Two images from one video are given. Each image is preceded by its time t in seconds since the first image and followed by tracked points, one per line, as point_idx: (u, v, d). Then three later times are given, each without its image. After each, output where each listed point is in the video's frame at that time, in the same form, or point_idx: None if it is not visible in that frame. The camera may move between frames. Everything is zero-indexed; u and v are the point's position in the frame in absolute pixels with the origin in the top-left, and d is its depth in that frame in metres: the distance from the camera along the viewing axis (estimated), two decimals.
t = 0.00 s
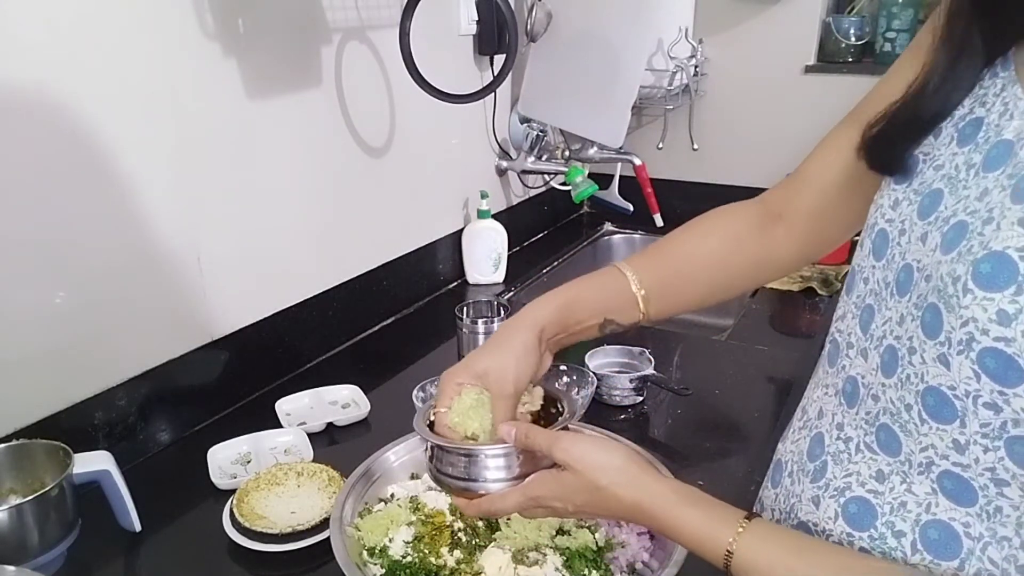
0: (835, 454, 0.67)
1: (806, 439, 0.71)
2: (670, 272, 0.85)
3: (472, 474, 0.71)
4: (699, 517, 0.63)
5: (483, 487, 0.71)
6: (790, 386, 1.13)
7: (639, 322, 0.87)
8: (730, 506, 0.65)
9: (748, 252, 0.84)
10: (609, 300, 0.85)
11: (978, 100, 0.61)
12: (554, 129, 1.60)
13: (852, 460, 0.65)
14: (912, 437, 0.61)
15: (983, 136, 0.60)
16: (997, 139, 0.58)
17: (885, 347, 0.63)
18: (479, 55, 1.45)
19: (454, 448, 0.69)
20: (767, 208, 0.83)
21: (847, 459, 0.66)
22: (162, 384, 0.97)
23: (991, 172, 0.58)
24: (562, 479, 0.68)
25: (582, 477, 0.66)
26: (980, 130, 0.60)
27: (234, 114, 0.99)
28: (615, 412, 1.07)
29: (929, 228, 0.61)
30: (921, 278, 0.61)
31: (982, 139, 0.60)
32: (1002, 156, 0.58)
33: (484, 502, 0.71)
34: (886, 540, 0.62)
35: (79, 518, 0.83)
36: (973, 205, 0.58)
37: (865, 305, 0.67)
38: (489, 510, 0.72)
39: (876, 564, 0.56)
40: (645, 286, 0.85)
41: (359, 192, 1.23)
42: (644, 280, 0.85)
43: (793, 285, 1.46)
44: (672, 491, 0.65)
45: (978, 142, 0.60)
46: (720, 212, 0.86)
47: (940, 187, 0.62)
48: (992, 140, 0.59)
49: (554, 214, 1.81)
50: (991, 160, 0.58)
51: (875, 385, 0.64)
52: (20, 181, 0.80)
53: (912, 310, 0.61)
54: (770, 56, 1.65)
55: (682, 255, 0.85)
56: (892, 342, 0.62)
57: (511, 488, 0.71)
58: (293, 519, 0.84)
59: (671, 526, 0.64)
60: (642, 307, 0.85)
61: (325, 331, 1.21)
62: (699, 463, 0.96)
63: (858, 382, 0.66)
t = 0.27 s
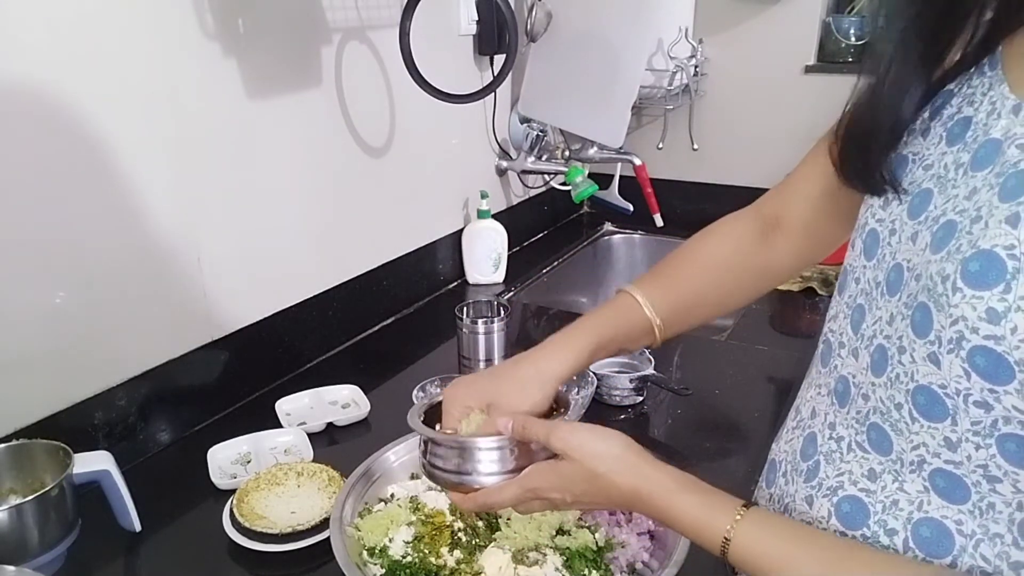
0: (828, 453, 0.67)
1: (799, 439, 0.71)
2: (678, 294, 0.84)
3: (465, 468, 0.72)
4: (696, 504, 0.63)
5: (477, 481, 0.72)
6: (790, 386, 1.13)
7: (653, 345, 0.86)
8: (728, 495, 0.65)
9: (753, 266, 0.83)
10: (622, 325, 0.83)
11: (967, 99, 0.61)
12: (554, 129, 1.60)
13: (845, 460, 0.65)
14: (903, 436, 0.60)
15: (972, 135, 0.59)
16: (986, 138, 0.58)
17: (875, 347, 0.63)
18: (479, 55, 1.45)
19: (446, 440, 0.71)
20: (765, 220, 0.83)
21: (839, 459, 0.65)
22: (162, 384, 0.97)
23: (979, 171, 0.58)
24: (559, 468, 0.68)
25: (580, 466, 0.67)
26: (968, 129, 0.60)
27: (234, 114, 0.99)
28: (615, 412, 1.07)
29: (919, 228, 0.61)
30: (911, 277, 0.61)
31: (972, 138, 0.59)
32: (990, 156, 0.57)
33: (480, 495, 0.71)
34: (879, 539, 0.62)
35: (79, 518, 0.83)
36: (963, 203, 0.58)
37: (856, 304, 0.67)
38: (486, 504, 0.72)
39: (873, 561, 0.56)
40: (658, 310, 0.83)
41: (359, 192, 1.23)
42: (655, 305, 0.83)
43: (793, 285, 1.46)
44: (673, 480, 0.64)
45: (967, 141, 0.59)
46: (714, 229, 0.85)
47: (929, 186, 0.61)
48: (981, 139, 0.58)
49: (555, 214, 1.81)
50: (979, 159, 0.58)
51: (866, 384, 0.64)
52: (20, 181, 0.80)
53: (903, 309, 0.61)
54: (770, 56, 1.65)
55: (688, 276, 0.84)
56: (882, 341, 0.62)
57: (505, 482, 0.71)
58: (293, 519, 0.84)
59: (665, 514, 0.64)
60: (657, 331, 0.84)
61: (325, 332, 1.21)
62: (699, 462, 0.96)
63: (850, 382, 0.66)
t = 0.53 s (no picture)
0: (828, 454, 0.67)
1: (800, 439, 0.71)
2: (681, 293, 0.84)
3: (470, 473, 0.73)
4: (701, 505, 0.63)
5: (483, 485, 0.73)
6: (790, 386, 1.13)
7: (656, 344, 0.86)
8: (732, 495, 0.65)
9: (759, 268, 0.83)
10: (626, 326, 0.83)
11: (968, 99, 0.61)
12: (554, 129, 1.60)
13: (845, 460, 0.65)
14: (903, 436, 0.60)
15: (974, 136, 0.59)
16: (988, 138, 0.58)
17: (876, 347, 0.63)
18: (479, 55, 1.45)
19: (450, 447, 0.72)
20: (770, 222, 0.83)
21: (839, 459, 0.66)
22: (162, 384, 0.97)
23: (981, 171, 0.58)
24: (562, 471, 0.69)
25: (583, 468, 0.67)
26: (970, 130, 0.60)
27: (234, 114, 0.99)
28: (615, 412, 1.07)
29: (920, 228, 0.61)
30: (912, 277, 0.61)
31: (973, 139, 0.59)
32: (992, 156, 0.57)
33: (488, 500, 0.72)
34: (878, 538, 0.62)
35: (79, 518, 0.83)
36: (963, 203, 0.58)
37: (857, 304, 0.67)
38: (492, 508, 0.72)
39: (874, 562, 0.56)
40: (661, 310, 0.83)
41: (359, 192, 1.23)
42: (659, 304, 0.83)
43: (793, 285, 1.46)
44: (675, 479, 0.65)
45: (969, 141, 0.59)
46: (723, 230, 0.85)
47: (931, 187, 0.61)
48: (982, 139, 0.58)
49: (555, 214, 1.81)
50: (981, 160, 0.58)
51: (866, 384, 0.64)
52: (20, 181, 0.80)
53: (903, 309, 0.61)
54: (770, 56, 1.65)
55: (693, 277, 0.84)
56: (883, 341, 0.62)
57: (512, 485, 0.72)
58: (293, 519, 0.84)
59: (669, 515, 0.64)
60: (660, 331, 0.84)
61: (325, 332, 1.21)
62: (699, 462, 0.96)
63: (850, 382, 0.66)
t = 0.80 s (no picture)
0: (833, 455, 0.67)
1: (803, 440, 0.71)
2: (684, 277, 0.84)
3: (474, 472, 0.73)
4: (703, 514, 0.63)
5: (486, 485, 0.73)
6: (790, 386, 1.13)
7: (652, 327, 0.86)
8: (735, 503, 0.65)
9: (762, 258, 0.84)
10: (624, 305, 0.84)
11: (978, 101, 0.62)
12: (554, 129, 1.60)
13: (850, 461, 0.65)
14: (909, 437, 0.60)
15: (983, 136, 0.60)
16: (996, 139, 0.59)
17: (882, 347, 0.63)
18: (479, 55, 1.45)
19: (457, 446, 0.72)
20: (777, 213, 0.83)
21: (843, 460, 0.66)
22: (162, 384, 0.97)
23: (988, 171, 0.58)
24: (566, 478, 0.68)
25: (587, 476, 0.67)
26: (980, 131, 0.61)
27: (234, 114, 0.99)
28: (615, 412, 1.07)
29: (928, 228, 0.61)
30: (919, 277, 0.61)
31: (982, 140, 0.60)
32: (1000, 156, 0.58)
33: (489, 500, 0.72)
34: (883, 541, 0.62)
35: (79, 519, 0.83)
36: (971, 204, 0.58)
37: (863, 305, 0.67)
38: (493, 509, 0.72)
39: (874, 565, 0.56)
40: (660, 291, 0.84)
41: (359, 192, 1.23)
42: (659, 286, 0.84)
43: (793, 285, 1.46)
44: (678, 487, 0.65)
45: (977, 142, 0.60)
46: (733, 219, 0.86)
47: (939, 187, 0.62)
48: (991, 140, 0.59)
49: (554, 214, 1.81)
50: (989, 160, 0.59)
51: (873, 386, 0.64)
52: (20, 181, 0.80)
53: (910, 310, 0.61)
54: (770, 56, 1.65)
55: (696, 261, 0.84)
56: (889, 343, 0.62)
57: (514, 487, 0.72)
58: (293, 519, 0.84)
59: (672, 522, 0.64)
60: (657, 313, 0.84)
61: (325, 332, 1.21)
62: (699, 462, 0.96)
63: (856, 383, 0.66)
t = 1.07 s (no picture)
0: (837, 457, 0.67)
1: (807, 442, 0.71)
2: (685, 253, 0.86)
3: (473, 475, 0.73)
4: (705, 521, 0.62)
5: (484, 489, 0.73)
6: (790, 386, 1.13)
7: (647, 298, 0.88)
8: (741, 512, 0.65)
9: (762, 245, 0.85)
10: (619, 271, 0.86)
11: (980, 101, 0.62)
12: (554, 129, 1.60)
13: (855, 463, 0.65)
14: (914, 439, 0.60)
15: (985, 136, 0.60)
16: (999, 139, 0.59)
17: (886, 349, 0.63)
18: (479, 55, 1.45)
19: (455, 449, 0.72)
20: (785, 210, 0.84)
21: (848, 462, 0.66)
22: (162, 384, 0.97)
23: (992, 172, 0.58)
24: (569, 485, 0.68)
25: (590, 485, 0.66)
26: (981, 131, 0.60)
27: (234, 114, 0.99)
28: (615, 412, 1.07)
29: (931, 229, 0.61)
30: (922, 278, 0.61)
31: (984, 140, 0.60)
32: (1004, 156, 0.58)
33: (487, 503, 0.71)
34: (888, 543, 0.62)
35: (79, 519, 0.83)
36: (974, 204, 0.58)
37: (867, 306, 0.67)
38: (491, 513, 0.71)
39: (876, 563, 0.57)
40: (659, 261, 0.86)
41: (359, 192, 1.23)
42: (659, 257, 0.86)
43: (793, 285, 1.46)
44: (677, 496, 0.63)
45: (980, 142, 0.60)
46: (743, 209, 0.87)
47: (941, 187, 0.62)
48: (994, 140, 0.59)
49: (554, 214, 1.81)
50: (993, 161, 0.59)
51: (877, 387, 0.64)
52: (19, 181, 0.80)
53: (913, 311, 0.61)
54: (771, 56, 1.65)
55: (699, 240, 0.86)
56: (894, 344, 0.62)
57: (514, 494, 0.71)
58: (293, 519, 0.84)
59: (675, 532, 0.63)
60: (653, 283, 0.87)
61: (325, 332, 1.21)
62: (699, 462, 0.96)
63: (860, 384, 0.66)
